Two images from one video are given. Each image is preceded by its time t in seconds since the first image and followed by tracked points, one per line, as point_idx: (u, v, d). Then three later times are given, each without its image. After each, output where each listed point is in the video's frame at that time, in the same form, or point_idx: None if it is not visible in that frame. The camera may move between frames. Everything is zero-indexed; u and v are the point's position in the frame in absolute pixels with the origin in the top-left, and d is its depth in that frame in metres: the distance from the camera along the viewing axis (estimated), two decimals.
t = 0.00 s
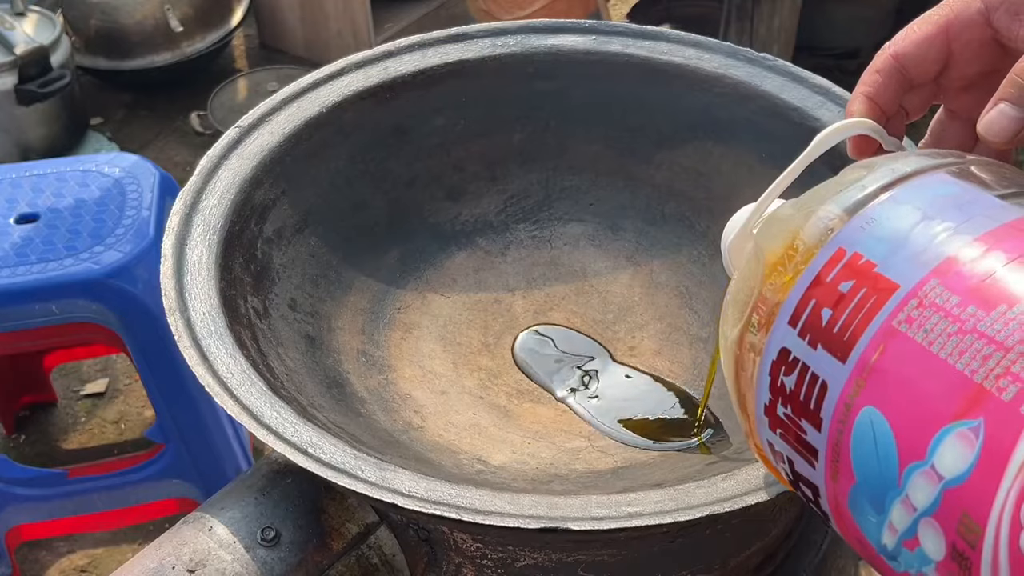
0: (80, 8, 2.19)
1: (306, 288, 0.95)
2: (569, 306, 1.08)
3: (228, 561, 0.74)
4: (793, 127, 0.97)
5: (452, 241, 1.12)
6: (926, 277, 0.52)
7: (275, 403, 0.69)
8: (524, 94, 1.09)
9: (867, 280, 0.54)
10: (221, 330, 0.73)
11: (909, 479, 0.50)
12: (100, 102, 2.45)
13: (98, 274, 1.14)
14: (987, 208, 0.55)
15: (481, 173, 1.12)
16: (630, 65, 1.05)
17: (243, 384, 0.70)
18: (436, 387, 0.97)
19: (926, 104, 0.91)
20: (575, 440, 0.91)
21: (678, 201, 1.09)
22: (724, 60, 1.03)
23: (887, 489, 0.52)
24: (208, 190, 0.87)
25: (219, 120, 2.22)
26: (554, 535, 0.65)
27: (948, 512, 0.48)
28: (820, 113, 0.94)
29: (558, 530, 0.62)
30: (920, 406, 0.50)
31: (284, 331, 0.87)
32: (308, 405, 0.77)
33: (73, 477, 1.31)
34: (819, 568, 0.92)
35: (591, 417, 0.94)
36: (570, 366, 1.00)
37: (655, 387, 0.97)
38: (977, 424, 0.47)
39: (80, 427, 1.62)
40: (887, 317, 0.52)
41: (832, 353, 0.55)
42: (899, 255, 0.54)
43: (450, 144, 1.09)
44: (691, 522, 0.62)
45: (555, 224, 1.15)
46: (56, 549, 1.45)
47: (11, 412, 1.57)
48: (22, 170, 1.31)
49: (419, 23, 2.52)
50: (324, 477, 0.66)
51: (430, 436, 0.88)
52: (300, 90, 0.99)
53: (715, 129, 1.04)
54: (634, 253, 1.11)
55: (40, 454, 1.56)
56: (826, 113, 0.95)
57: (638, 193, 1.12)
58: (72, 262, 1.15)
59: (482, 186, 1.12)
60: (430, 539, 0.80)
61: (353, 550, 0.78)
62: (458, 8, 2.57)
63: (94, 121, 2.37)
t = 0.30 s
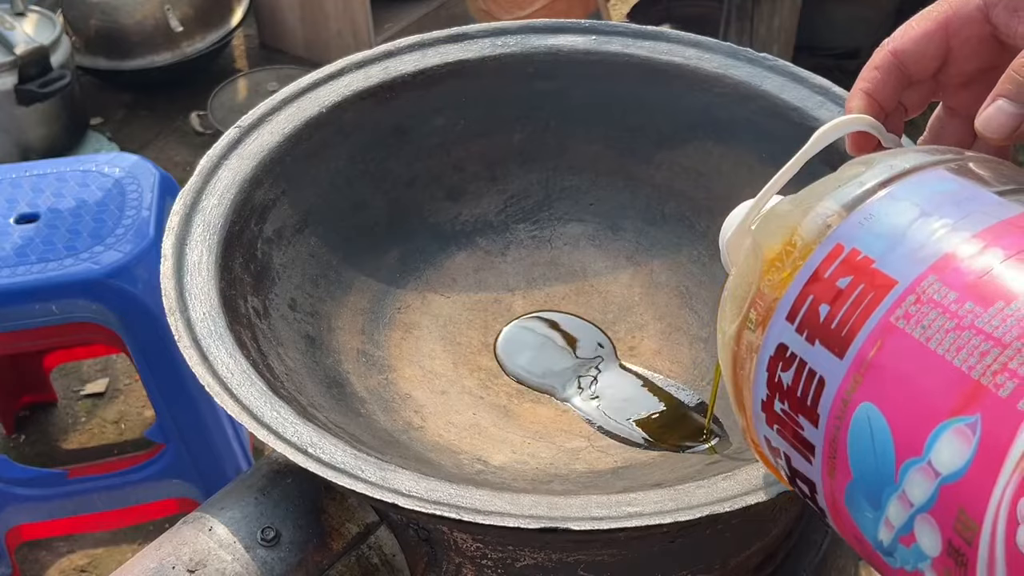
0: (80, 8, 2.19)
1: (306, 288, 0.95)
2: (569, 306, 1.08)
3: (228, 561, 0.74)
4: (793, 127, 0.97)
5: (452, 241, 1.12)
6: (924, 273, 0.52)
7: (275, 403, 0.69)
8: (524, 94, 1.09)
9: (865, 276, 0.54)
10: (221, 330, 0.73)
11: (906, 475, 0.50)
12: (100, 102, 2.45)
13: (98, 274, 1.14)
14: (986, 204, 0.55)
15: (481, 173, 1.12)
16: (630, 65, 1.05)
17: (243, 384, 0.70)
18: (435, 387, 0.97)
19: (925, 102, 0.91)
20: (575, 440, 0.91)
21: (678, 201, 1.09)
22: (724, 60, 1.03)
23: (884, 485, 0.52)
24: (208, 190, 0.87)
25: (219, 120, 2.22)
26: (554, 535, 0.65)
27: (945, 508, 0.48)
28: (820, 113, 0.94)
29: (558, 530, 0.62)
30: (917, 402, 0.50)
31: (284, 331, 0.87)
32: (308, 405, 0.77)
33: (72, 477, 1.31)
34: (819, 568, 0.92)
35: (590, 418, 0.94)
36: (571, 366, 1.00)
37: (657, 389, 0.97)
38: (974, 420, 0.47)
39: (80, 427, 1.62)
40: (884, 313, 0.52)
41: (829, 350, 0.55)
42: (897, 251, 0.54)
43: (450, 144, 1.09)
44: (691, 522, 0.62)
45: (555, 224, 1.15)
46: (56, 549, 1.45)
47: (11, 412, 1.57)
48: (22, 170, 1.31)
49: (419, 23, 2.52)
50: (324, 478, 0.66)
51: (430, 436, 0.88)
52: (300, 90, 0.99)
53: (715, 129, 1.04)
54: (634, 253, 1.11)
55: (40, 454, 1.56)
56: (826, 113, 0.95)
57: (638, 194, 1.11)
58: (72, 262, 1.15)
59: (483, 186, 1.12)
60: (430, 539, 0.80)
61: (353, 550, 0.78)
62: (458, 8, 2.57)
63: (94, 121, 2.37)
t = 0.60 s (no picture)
0: (81, 9, 2.19)
1: (306, 288, 0.95)
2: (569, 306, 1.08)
3: (228, 561, 0.74)
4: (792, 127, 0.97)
5: (452, 241, 1.12)
6: (939, 244, 0.49)
7: (275, 403, 0.69)
8: (524, 94, 1.09)
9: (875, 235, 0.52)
10: (221, 330, 0.73)
11: (892, 451, 0.49)
12: (100, 102, 2.46)
13: (98, 274, 1.14)
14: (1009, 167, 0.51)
15: (481, 173, 1.12)
16: (629, 65, 1.05)
17: (243, 384, 0.70)
18: (434, 387, 0.97)
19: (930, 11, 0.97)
20: (574, 440, 0.91)
21: (678, 201, 1.10)
22: (724, 60, 1.03)
23: (865, 455, 0.51)
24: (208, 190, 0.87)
25: (219, 120, 2.22)
26: (554, 534, 0.65)
27: (929, 493, 0.48)
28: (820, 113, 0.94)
29: (558, 530, 0.62)
30: (916, 383, 0.48)
31: (284, 331, 0.87)
32: (308, 405, 0.77)
33: (72, 477, 1.31)
34: (819, 568, 0.92)
35: (591, 418, 0.94)
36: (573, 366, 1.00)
37: (658, 389, 0.97)
38: (976, 415, 0.46)
39: (80, 427, 1.62)
40: (892, 281, 0.50)
41: (827, 305, 0.53)
42: (910, 212, 0.51)
43: (450, 144, 1.09)
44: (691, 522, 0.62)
45: (555, 224, 1.15)
46: (56, 549, 1.45)
47: (11, 412, 1.57)
48: (22, 170, 1.31)
49: (419, 23, 2.52)
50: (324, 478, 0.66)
51: (430, 436, 0.88)
52: (300, 91, 0.99)
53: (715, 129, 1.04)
54: (634, 253, 1.11)
55: (40, 454, 1.56)
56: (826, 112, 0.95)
57: (638, 193, 1.12)
58: (72, 262, 1.15)
59: (482, 186, 1.13)
60: (430, 539, 0.80)
61: (353, 550, 0.79)
62: (459, 8, 2.57)
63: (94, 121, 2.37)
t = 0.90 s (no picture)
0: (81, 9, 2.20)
1: (306, 288, 0.95)
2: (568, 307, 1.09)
3: (228, 561, 0.74)
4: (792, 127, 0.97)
5: (452, 241, 1.12)
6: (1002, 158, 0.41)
7: (276, 403, 0.70)
8: (524, 95, 1.08)
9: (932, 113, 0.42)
10: (222, 330, 0.74)
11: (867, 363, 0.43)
12: (100, 102, 2.46)
13: (98, 274, 1.14)
14: None
15: (481, 174, 1.12)
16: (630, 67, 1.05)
17: (243, 384, 0.70)
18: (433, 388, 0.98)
19: None
20: (575, 440, 0.91)
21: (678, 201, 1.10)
22: (724, 60, 1.03)
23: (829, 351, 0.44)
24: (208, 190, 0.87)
25: (219, 120, 2.22)
26: (553, 534, 0.65)
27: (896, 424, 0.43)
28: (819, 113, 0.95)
29: (558, 530, 0.62)
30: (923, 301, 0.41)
31: (284, 332, 0.87)
32: (308, 405, 0.77)
33: (73, 477, 1.31)
34: (819, 569, 0.92)
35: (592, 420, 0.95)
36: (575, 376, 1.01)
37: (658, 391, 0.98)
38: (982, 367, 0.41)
39: (80, 427, 1.62)
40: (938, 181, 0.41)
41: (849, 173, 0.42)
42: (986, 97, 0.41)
43: (450, 144, 1.09)
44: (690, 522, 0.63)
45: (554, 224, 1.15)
46: (56, 549, 1.45)
47: (11, 412, 1.58)
48: (22, 170, 1.32)
49: (419, 23, 2.52)
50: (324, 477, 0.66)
51: (430, 436, 0.88)
52: (300, 91, 0.99)
53: (715, 130, 1.05)
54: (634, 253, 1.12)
55: (40, 454, 1.56)
56: (825, 113, 0.95)
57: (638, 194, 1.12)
58: (72, 262, 1.15)
59: (483, 186, 1.13)
60: (430, 539, 0.80)
61: (353, 550, 0.79)
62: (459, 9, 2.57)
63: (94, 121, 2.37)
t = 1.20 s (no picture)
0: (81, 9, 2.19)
1: (306, 288, 0.95)
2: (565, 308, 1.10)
3: (228, 561, 0.74)
4: (792, 127, 0.97)
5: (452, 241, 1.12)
6: None
7: (276, 404, 0.70)
8: (524, 95, 1.08)
9: None
10: (222, 330, 0.74)
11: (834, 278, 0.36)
12: (100, 102, 2.46)
13: (98, 274, 1.14)
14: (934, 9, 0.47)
15: (481, 173, 1.12)
16: (629, 67, 1.05)
17: (243, 384, 0.70)
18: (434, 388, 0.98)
19: None
20: (574, 440, 0.91)
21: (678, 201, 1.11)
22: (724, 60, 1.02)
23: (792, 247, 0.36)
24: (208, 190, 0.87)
25: (219, 120, 2.22)
26: (553, 534, 0.65)
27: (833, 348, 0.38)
28: (819, 113, 0.95)
29: (558, 530, 0.62)
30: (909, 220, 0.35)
31: (284, 332, 0.87)
32: (308, 405, 0.77)
33: (73, 476, 1.31)
34: (819, 568, 0.92)
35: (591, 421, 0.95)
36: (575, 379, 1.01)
37: (658, 391, 0.98)
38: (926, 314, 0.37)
39: (80, 427, 1.62)
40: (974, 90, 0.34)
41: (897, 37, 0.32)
42: None
43: (450, 144, 1.09)
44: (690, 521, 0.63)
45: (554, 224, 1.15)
46: (56, 549, 1.45)
47: (11, 412, 1.58)
48: (22, 170, 1.32)
49: (419, 23, 2.52)
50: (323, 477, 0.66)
51: (430, 436, 0.88)
52: (300, 91, 0.99)
53: (714, 129, 1.05)
54: (634, 253, 1.13)
55: (40, 454, 1.56)
56: (825, 113, 0.95)
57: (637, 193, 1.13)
58: (72, 262, 1.15)
59: (482, 186, 1.13)
60: (430, 539, 0.80)
61: (353, 549, 0.79)
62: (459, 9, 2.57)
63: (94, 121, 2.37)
